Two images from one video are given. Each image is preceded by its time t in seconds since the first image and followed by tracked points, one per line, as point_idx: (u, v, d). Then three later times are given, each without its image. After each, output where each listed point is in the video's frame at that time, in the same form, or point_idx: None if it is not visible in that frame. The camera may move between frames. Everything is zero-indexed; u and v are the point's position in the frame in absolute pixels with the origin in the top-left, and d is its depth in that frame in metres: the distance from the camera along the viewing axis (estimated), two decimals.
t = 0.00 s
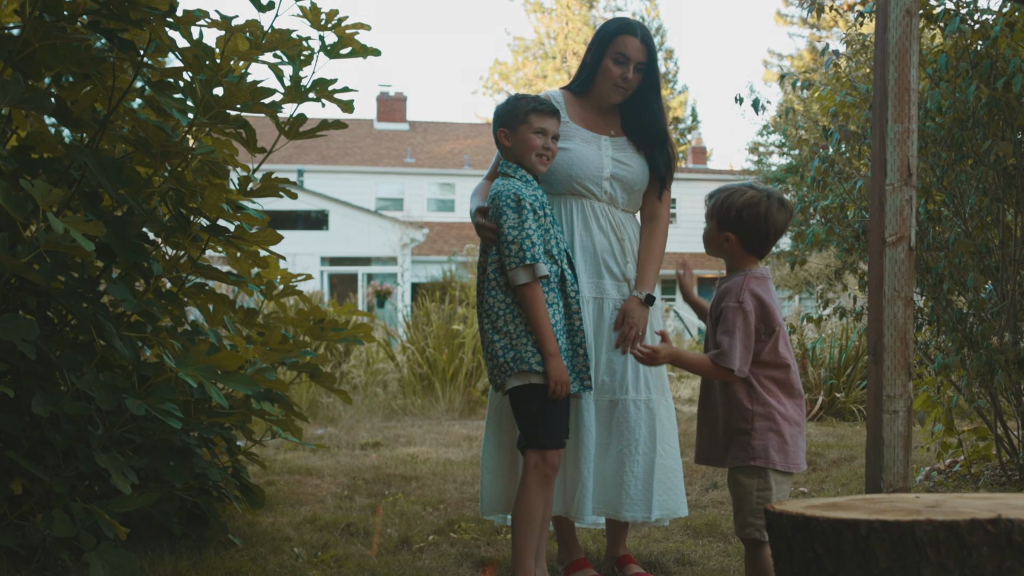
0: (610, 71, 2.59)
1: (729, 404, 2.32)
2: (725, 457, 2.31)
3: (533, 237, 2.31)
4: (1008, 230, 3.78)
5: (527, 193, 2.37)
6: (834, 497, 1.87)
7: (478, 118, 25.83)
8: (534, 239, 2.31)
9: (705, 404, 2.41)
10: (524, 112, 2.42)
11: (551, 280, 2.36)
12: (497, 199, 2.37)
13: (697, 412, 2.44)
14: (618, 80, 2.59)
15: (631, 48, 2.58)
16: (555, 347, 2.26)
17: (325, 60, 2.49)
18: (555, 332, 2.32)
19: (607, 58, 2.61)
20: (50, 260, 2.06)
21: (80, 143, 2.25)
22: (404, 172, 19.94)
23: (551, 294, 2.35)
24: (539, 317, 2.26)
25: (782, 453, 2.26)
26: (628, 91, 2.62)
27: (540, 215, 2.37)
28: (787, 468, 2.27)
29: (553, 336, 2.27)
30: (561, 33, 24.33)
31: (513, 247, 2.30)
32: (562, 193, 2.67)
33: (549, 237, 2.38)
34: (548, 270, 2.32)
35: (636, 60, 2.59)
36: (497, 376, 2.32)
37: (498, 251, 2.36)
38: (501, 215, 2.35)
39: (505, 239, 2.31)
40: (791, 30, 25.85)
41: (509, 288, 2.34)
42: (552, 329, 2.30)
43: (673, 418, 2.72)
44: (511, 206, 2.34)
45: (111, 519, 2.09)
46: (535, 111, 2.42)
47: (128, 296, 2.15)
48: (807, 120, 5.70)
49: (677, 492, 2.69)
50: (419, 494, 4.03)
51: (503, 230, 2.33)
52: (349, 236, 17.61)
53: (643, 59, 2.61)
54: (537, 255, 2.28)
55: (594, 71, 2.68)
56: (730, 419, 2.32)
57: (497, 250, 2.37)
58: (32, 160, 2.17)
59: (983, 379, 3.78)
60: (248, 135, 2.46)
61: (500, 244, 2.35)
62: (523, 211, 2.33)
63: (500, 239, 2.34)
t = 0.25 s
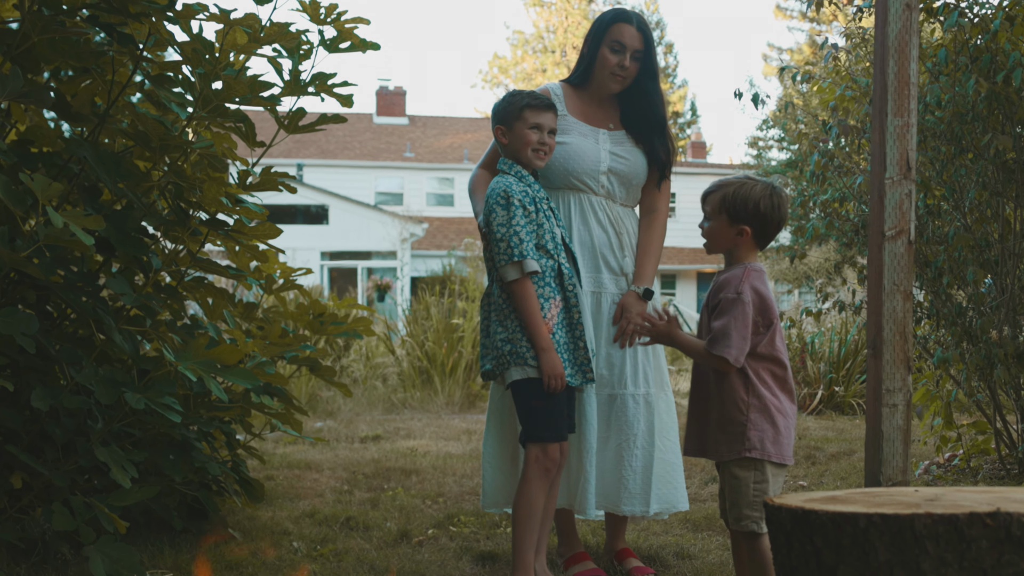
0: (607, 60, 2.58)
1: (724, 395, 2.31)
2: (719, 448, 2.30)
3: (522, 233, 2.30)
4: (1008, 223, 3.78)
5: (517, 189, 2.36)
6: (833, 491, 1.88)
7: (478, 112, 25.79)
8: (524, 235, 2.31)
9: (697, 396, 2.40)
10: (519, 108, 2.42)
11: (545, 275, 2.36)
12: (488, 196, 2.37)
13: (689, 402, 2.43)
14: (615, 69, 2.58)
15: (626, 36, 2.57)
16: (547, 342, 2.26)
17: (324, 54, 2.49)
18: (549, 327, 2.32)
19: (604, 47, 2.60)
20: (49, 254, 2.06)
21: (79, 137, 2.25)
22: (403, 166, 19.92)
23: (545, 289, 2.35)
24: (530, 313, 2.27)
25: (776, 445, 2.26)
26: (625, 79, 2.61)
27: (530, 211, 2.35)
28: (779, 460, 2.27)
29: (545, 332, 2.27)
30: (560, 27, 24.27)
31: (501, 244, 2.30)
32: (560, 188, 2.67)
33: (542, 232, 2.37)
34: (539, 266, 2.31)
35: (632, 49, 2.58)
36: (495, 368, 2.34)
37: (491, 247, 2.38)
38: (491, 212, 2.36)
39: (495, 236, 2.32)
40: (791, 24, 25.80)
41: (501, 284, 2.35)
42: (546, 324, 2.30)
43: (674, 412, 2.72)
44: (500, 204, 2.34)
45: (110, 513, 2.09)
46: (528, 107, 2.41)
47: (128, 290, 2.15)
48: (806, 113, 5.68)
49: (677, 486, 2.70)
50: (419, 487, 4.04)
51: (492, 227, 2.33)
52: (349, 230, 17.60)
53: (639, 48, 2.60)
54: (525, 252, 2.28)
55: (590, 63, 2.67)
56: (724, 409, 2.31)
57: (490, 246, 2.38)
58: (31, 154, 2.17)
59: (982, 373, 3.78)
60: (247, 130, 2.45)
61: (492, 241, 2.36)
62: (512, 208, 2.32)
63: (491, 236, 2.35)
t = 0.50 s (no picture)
0: (604, 55, 2.58)
1: (728, 387, 2.28)
2: (722, 441, 2.27)
3: (518, 224, 2.30)
4: (1007, 217, 3.78)
5: (516, 181, 2.35)
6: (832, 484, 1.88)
7: (477, 105, 25.75)
8: (520, 226, 2.31)
9: (697, 390, 2.36)
10: (519, 101, 2.42)
11: (541, 267, 2.36)
12: (486, 185, 2.37)
13: (686, 396, 2.38)
14: (611, 64, 2.58)
15: (623, 32, 2.56)
16: (542, 334, 2.26)
17: (324, 48, 2.48)
18: (545, 319, 2.32)
19: (600, 42, 2.60)
20: (48, 248, 2.06)
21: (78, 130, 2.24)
22: (402, 159, 19.89)
23: (540, 282, 2.35)
24: (526, 305, 2.27)
25: (779, 436, 2.25)
26: (622, 75, 2.61)
27: (528, 203, 2.35)
28: (781, 451, 2.26)
29: (540, 324, 2.28)
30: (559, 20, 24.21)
31: (498, 234, 2.30)
32: (557, 181, 2.66)
33: (538, 224, 2.37)
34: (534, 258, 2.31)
35: (629, 45, 2.58)
36: (493, 360, 2.35)
37: (487, 237, 2.37)
38: (489, 202, 2.35)
39: (492, 226, 2.32)
40: (791, 16, 25.74)
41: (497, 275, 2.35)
42: (542, 317, 2.30)
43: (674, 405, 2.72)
44: (498, 193, 2.33)
45: (110, 506, 2.10)
46: (528, 100, 2.41)
47: (127, 283, 2.15)
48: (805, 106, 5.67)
49: (679, 479, 2.70)
50: (418, 480, 4.04)
51: (490, 217, 2.33)
52: (347, 223, 17.58)
53: (636, 43, 2.59)
54: (520, 244, 2.28)
55: (588, 56, 2.67)
56: (727, 402, 2.28)
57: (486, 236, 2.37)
58: (30, 148, 2.17)
59: (980, 366, 3.79)
60: (247, 123, 2.45)
61: (488, 230, 2.36)
62: (510, 198, 2.32)
63: (487, 225, 2.35)
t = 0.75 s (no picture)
0: (601, 50, 2.58)
1: (739, 378, 2.26)
2: (732, 430, 2.24)
3: (523, 214, 2.30)
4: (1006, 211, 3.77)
5: (523, 171, 2.36)
6: (831, 478, 1.88)
7: (476, 98, 25.71)
8: (525, 216, 2.31)
9: (705, 380, 2.33)
10: (521, 92, 2.42)
11: (540, 260, 2.36)
12: (493, 174, 2.37)
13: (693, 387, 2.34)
14: (608, 60, 2.58)
15: (621, 28, 2.56)
16: (540, 326, 2.26)
17: (324, 43, 2.48)
18: (544, 312, 2.32)
19: (598, 37, 2.59)
20: (48, 241, 2.06)
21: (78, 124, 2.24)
22: (402, 152, 19.87)
23: (540, 275, 2.34)
24: (527, 296, 2.27)
25: (786, 426, 2.24)
26: (619, 70, 2.60)
27: (535, 193, 2.36)
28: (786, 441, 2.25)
29: (540, 317, 2.28)
30: (558, 12, 24.16)
31: (502, 223, 2.30)
32: (554, 175, 2.67)
33: (541, 217, 2.37)
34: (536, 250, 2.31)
35: (626, 40, 2.57)
36: (481, 351, 2.32)
37: (490, 227, 2.36)
38: (494, 190, 2.35)
39: (496, 215, 2.31)
40: (790, 9, 25.69)
41: (497, 265, 2.34)
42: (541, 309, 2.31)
43: (672, 399, 2.73)
44: (506, 181, 2.34)
45: (110, 499, 2.10)
46: (531, 90, 2.41)
47: (126, 277, 2.15)
48: (805, 100, 5.67)
49: (676, 473, 2.71)
50: (417, 473, 4.05)
51: (495, 205, 2.32)
52: (347, 216, 17.57)
53: (633, 39, 2.58)
54: (525, 234, 2.28)
55: (585, 51, 2.66)
56: (737, 392, 2.26)
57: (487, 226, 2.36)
58: (30, 141, 2.16)
59: (979, 360, 3.79)
60: (247, 118, 2.44)
61: (491, 220, 2.35)
62: (517, 186, 2.32)
63: (491, 215, 2.34)
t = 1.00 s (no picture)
0: (599, 41, 2.59)
1: (747, 370, 2.27)
2: (740, 423, 2.24)
3: (529, 206, 2.30)
4: (1005, 204, 3.77)
5: (526, 163, 2.36)
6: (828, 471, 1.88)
7: (475, 91, 25.66)
8: (531, 208, 2.31)
9: (711, 372, 2.33)
10: (523, 83, 2.41)
11: (545, 253, 2.36)
12: (496, 167, 2.36)
13: (698, 380, 2.34)
14: (606, 51, 2.59)
15: (619, 19, 2.57)
16: (548, 318, 2.26)
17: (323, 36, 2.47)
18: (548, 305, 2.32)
19: (595, 29, 2.61)
20: (46, 235, 2.06)
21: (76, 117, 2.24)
22: (400, 146, 19.84)
23: (545, 269, 2.34)
24: (533, 287, 2.27)
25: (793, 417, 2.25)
26: (617, 62, 2.61)
27: (538, 185, 2.36)
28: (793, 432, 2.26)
29: (546, 308, 2.28)
30: (558, 6, 24.10)
31: (508, 215, 2.29)
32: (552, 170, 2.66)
33: (545, 209, 2.37)
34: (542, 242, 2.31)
35: (624, 31, 2.59)
36: (486, 345, 2.30)
37: (495, 219, 2.36)
38: (499, 183, 2.35)
39: (502, 207, 2.31)
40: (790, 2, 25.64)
41: (501, 257, 2.33)
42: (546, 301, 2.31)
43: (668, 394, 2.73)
44: (509, 174, 2.33)
45: (109, 493, 2.10)
46: (532, 82, 2.41)
47: (125, 270, 2.15)
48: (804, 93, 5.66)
49: (670, 467, 2.72)
50: (416, 467, 4.05)
51: (500, 198, 2.32)
52: (346, 210, 17.56)
53: (631, 30, 2.60)
54: (531, 226, 2.28)
55: (582, 44, 2.67)
56: (746, 384, 2.26)
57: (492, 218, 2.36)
58: (28, 134, 2.16)
59: (977, 353, 3.80)
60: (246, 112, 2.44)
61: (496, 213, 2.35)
62: (521, 179, 2.32)
63: (496, 207, 2.34)
